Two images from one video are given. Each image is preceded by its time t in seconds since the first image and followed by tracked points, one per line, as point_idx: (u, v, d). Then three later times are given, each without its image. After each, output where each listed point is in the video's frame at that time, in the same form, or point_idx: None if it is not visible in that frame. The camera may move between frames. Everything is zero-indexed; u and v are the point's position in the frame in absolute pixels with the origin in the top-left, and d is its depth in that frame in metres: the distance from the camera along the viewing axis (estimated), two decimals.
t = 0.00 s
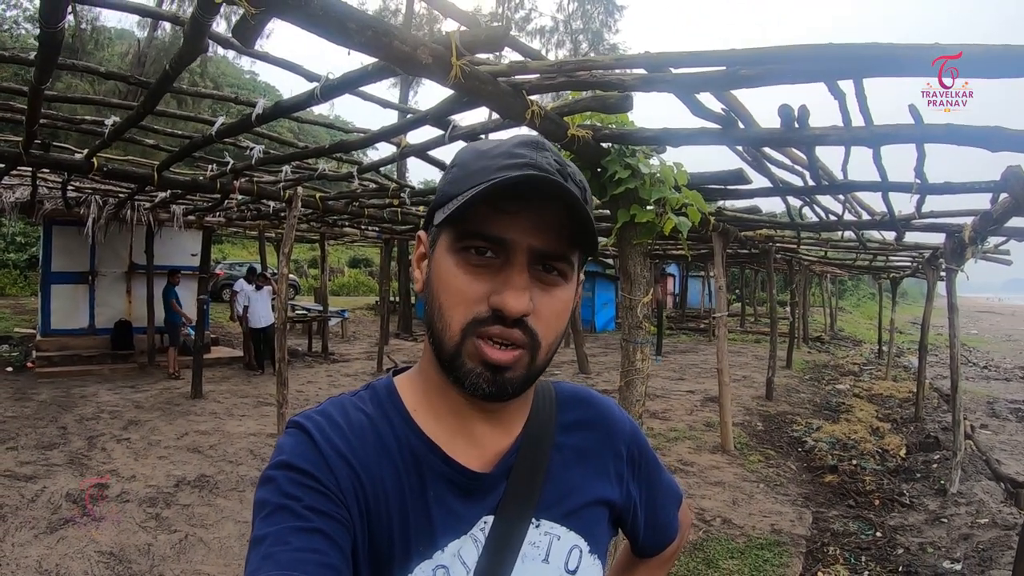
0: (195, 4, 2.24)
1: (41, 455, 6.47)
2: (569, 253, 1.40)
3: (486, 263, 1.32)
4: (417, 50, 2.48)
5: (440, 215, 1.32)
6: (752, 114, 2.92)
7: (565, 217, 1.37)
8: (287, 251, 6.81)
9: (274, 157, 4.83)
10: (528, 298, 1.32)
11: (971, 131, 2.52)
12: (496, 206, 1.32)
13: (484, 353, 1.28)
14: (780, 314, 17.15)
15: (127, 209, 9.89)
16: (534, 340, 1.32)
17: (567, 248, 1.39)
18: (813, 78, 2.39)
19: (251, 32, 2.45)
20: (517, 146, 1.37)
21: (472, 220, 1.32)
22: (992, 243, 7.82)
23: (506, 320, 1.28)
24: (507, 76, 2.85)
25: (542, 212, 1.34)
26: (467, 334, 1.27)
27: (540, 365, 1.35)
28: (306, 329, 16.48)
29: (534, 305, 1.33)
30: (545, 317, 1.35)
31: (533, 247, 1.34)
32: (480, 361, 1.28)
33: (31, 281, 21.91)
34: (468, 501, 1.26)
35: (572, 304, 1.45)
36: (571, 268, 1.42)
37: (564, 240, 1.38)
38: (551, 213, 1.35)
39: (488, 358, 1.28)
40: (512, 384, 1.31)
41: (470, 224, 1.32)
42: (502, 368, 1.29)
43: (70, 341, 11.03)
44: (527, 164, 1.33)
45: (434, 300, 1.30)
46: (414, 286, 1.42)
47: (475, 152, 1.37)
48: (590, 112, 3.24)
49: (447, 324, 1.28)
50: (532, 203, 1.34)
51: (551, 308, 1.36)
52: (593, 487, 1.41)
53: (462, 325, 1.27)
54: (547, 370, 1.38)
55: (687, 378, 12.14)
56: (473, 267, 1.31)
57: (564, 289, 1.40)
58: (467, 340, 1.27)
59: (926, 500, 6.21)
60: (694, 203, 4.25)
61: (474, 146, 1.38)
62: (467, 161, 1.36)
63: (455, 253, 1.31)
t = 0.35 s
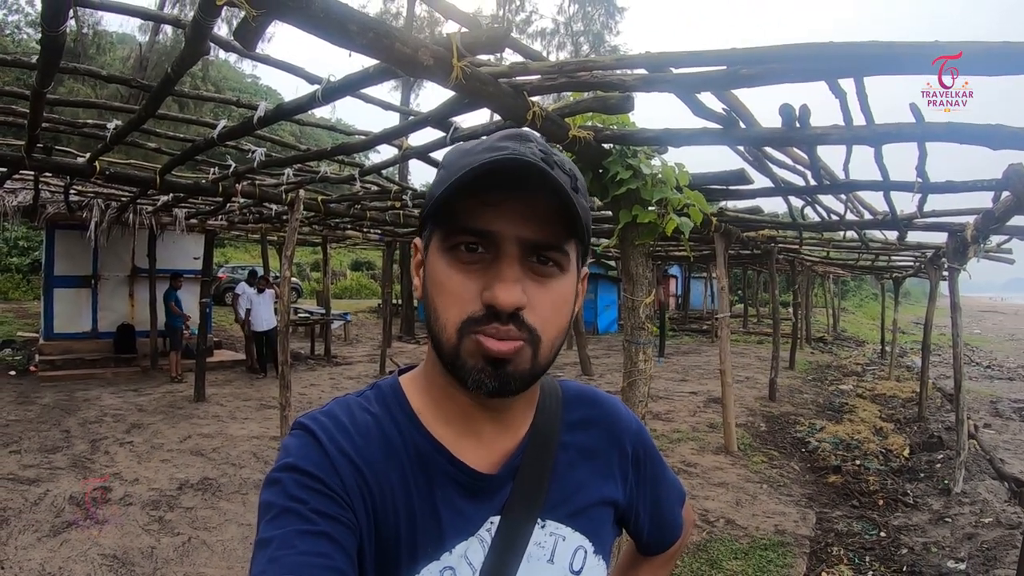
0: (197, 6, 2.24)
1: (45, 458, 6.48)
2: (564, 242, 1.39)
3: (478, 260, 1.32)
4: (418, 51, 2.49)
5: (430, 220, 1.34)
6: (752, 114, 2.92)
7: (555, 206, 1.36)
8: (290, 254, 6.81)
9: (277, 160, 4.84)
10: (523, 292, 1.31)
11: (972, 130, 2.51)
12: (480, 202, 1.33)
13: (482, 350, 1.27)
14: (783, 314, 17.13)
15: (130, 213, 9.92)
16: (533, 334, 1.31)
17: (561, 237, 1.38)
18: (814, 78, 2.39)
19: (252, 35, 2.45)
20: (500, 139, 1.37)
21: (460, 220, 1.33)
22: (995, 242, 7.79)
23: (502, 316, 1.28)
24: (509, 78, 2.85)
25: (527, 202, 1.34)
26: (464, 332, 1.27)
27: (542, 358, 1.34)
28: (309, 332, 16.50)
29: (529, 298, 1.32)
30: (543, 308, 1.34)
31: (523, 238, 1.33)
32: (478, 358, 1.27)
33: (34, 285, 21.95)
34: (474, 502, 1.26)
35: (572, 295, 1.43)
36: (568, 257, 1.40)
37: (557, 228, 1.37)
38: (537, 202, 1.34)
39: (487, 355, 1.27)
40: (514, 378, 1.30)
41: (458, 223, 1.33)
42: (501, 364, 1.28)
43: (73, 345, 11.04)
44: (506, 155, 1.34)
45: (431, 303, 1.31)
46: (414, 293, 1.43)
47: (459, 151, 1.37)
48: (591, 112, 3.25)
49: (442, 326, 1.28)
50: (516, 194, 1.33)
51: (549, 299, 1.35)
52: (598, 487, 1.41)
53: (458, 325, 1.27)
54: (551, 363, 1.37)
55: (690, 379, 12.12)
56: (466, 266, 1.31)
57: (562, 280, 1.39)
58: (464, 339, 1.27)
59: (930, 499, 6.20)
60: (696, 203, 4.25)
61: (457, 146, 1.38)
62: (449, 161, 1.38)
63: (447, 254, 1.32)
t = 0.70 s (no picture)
0: (202, 9, 2.25)
1: (46, 458, 6.48)
2: (554, 228, 1.39)
3: (472, 256, 1.33)
4: (421, 56, 2.50)
5: (421, 222, 1.35)
6: (751, 118, 2.93)
7: (541, 195, 1.36)
8: (291, 255, 6.82)
9: (279, 163, 4.85)
10: (520, 282, 1.32)
11: (969, 134, 2.52)
12: (467, 198, 1.34)
13: (482, 342, 1.29)
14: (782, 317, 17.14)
15: (132, 214, 9.93)
16: (531, 322, 1.32)
17: (551, 224, 1.39)
18: (813, 84, 2.41)
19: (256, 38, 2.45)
20: (480, 137, 1.38)
21: (450, 217, 1.34)
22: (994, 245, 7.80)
23: (499, 307, 1.29)
24: (511, 83, 2.86)
25: (514, 192, 1.34)
26: (464, 327, 1.28)
27: (543, 345, 1.35)
28: (309, 333, 16.50)
29: (526, 288, 1.33)
30: (540, 296, 1.35)
31: (513, 230, 1.34)
32: (480, 351, 1.29)
33: (34, 286, 21.94)
34: (479, 498, 1.27)
35: (568, 281, 1.44)
36: (560, 244, 1.41)
37: (545, 217, 1.38)
38: (523, 192, 1.35)
39: (488, 346, 1.29)
40: (518, 366, 1.31)
41: (449, 222, 1.33)
42: (502, 353, 1.29)
43: (74, 346, 11.05)
44: (486, 149, 1.34)
45: (431, 303, 1.32)
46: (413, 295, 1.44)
47: (441, 155, 1.38)
48: (591, 116, 3.26)
49: (442, 325, 1.30)
50: (501, 187, 1.34)
51: (545, 287, 1.36)
52: (600, 483, 1.42)
53: (457, 320, 1.28)
54: (553, 349, 1.38)
55: (690, 381, 12.13)
56: (461, 264, 1.32)
57: (556, 267, 1.40)
58: (465, 335, 1.28)
59: (928, 501, 6.21)
60: (696, 206, 4.26)
61: (438, 150, 1.39)
62: (433, 163, 1.38)
63: (442, 256, 1.33)
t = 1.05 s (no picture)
0: (218, 21, 2.26)
1: (54, 460, 6.50)
2: (551, 238, 1.41)
3: (470, 268, 1.34)
4: (432, 66, 2.52)
5: (418, 236, 1.36)
6: (754, 124, 2.95)
7: (536, 205, 1.38)
8: (297, 259, 6.84)
9: (286, 168, 4.88)
10: (518, 292, 1.33)
11: (969, 140, 2.53)
12: (464, 210, 1.35)
13: (484, 353, 1.29)
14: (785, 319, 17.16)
15: (138, 218, 9.95)
16: (531, 332, 1.33)
17: (547, 233, 1.40)
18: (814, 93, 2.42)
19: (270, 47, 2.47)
20: (474, 150, 1.40)
21: (447, 230, 1.35)
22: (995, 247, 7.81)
23: (500, 317, 1.30)
24: (518, 91, 2.88)
25: (509, 204, 1.36)
26: (464, 338, 1.29)
27: (544, 353, 1.36)
28: (313, 336, 16.53)
29: (525, 297, 1.34)
30: (539, 306, 1.36)
31: (510, 240, 1.36)
32: (483, 361, 1.29)
33: (39, 288, 22.00)
34: (472, 508, 1.28)
35: (565, 290, 1.46)
36: (557, 253, 1.43)
37: (540, 227, 1.39)
38: (519, 203, 1.37)
39: (490, 357, 1.29)
40: (519, 375, 1.32)
41: (446, 234, 1.35)
42: (505, 363, 1.30)
43: (80, 348, 11.09)
44: (482, 162, 1.36)
45: (430, 317, 1.32)
46: (411, 310, 1.45)
47: (436, 168, 1.40)
48: (597, 124, 3.29)
49: (442, 336, 1.30)
50: (498, 199, 1.36)
51: (543, 296, 1.37)
52: (595, 497, 1.42)
53: (458, 332, 1.29)
54: (552, 358, 1.39)
55: (693, 384, 12.13)
56: (459, 275, 1.33)
57: (553, 276, 1.41)
58: (466, 346, 1.29)
59: (930, 503, 6.21)
60: (699, 211, 4.27)
61: (432, 162, 1.41)
62: (429, 176, 1.40)
63: (440, 267, 1.34)
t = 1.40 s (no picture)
0: (244, 23, 2.27)
1: (66, 452, 6.55)
2: (499, 220, 1.37)
3: (434, 278, 1.32)
4: (453, 70, 2.56)
5: (377, 266, 1.34)
6: (764, 126, 2.96)
7: (471, 193, 1.35)
8: (309, 255, 6.87)
9: (300, 164, 4.90)
10: (487, 286, 1.30)
11: (972, 143, 2.54)
12: (407, 226, 1.32)
13: (474, 354, 1.27)
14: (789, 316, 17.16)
15: (149, 213, 9.98)
16: (511, 321, 1.30)
17: (492, 218, 1.37)
18: (820, 99, 2.44)
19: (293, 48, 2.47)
20: (395, 164, 1.36)
21: (402, 249, 1.33)
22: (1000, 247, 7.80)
23: (478, 317, 1.27)
24: (535, 92, 2.90)
25: (446, 206, 1.33)
26: (449, 348, 1.27)
27: (529, 336, 1.33)
28: (320, 331, 16.58)
29: (496, 289, 1.31)
30: (512, 293, 1.33)
31: (464, 238, 1.33)
32: (475, 364, 1.27)
33: (46, 282, 22.09)
34: (487, 505, 1.29)
35: (533, 267, 1.43)
36: (511, 234, 1.39)
37: (485, 213, 1.36)
38: (457, 200, 1.34)
39: (481, 358, 1.27)
40: (514, 364, 1.29)
41: (401, 255, 1.33)
42: (493, 358, 1.28)
43: (90, 342, 11.14)
44: (404, 173, 1.33)
45: (413, 336, 1.31)
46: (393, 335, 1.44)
47: (368, 193, 1.37)
48: (610, 124, 3.31)
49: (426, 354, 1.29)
50: (433, 205, 1.33)
51: (514, 283, 1.34)
52: (612, 491, 1.42)
53: (442, 345, 1.28)
54: (541, 340, 1.37)
55: (698, 380, 12.15)
56: (428, 289, 1.31)
57: (514, 257, 1.38)
58: (453, 355, 1.27)
59: (933, 500, 6.23)
60: (708, 210, 4.29)
61: (362, 189, 1.38)
62: (364, 204, 1.37)
63: (409, 287, 1.32)
